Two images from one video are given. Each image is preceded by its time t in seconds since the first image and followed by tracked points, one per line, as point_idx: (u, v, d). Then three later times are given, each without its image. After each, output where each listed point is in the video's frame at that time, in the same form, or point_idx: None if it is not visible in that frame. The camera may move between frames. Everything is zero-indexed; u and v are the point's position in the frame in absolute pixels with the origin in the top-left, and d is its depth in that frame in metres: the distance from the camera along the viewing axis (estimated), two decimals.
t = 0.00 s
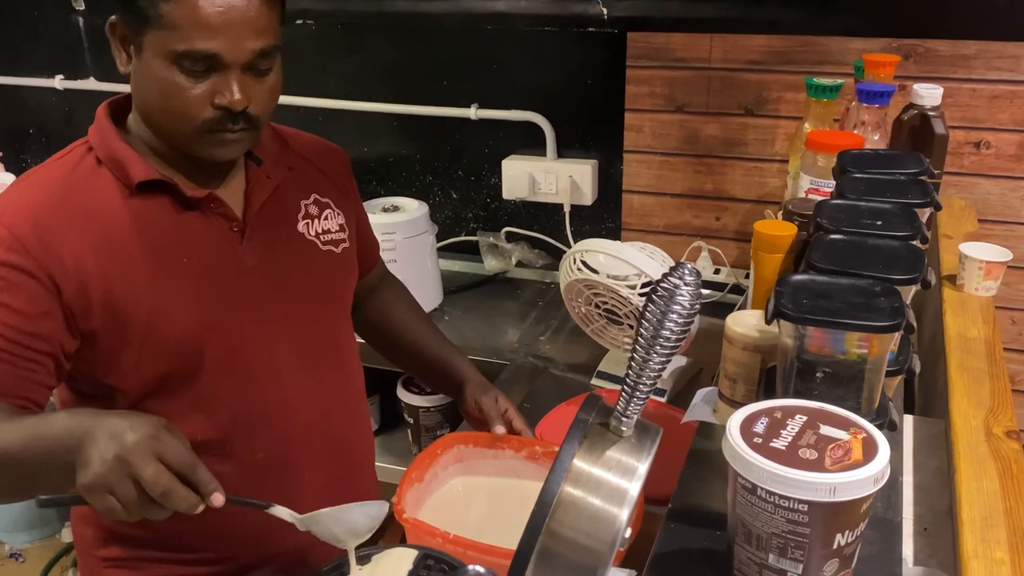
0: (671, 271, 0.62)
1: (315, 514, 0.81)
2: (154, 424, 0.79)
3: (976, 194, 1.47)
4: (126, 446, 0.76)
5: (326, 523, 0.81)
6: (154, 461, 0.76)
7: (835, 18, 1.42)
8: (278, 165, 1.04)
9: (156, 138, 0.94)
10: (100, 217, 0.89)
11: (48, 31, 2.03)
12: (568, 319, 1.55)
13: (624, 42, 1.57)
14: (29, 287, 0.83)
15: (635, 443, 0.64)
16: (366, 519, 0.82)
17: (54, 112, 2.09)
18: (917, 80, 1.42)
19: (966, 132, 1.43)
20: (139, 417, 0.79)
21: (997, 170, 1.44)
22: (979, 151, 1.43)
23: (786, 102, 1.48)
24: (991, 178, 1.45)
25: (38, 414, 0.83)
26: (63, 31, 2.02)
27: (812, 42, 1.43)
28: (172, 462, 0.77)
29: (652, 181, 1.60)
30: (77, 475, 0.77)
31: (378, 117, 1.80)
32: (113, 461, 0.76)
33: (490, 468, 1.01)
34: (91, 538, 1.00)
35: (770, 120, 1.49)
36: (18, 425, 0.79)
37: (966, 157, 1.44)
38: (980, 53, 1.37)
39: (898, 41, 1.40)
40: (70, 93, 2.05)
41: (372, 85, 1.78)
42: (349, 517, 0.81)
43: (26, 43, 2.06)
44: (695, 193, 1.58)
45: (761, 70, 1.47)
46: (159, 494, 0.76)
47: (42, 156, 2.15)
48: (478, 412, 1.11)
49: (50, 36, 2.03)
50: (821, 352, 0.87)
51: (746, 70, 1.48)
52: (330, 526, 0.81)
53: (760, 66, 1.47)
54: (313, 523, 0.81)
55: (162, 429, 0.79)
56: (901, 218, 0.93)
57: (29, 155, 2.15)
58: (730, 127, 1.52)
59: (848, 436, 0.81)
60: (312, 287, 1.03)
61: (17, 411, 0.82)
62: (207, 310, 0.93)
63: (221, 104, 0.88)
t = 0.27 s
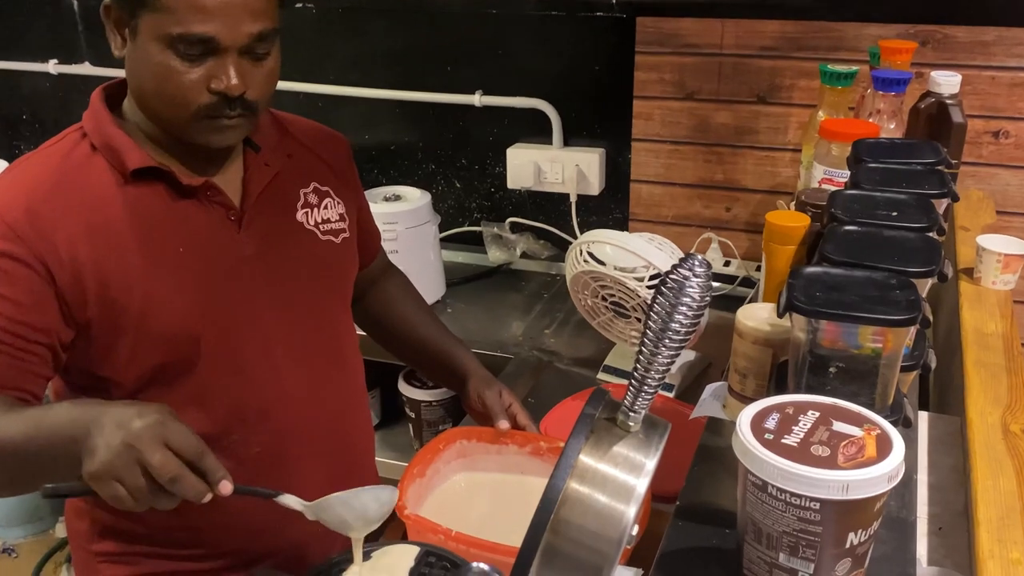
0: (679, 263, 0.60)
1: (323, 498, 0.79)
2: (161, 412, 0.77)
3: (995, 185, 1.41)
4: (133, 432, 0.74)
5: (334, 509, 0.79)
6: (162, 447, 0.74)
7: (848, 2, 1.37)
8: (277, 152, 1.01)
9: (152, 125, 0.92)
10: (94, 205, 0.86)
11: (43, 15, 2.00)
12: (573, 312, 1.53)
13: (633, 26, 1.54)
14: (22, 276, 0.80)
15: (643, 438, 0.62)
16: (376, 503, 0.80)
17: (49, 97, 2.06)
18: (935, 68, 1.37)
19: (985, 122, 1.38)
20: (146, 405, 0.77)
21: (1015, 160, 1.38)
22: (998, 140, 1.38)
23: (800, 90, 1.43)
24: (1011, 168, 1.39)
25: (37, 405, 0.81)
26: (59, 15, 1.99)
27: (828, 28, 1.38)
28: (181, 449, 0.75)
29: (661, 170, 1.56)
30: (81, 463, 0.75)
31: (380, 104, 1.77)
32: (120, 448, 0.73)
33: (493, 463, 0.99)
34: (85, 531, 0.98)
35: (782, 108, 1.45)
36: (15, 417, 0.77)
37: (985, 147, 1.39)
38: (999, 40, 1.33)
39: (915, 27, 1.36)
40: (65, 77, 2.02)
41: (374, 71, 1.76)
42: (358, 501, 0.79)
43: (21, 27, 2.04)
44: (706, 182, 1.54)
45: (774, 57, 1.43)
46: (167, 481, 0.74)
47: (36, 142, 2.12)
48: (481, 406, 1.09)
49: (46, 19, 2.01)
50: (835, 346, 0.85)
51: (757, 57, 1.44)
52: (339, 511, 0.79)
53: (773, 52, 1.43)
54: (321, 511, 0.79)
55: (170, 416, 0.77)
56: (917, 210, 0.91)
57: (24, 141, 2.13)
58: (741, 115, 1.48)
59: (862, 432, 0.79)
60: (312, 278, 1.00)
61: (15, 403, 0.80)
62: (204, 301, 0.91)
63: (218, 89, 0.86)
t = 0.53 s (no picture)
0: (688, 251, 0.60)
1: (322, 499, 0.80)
2: (162, 406, 0.75)
3: (1008, 176, 1.39)
4: (131, 425, 0.73)
5: (331, 509, 0.79)
6: (159, 441, 0.72)
7: None
8: (278, 138, 1.00)
9: (151, 111, 0.90)
10: (93, 191, 0.85)
11: None
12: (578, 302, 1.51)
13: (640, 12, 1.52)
14: (20, 263, 0.79)
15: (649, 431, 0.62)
16: (374, 505, 0.80)
17: (47, 83, 2.05)
18: (946, 56, 1.36)
19: (999, 111, 1.36)
20: (146, 398, 0.75)
21: None
22: (1011, 129, 1.36)
23: (810, 77, 1.41)
24: None
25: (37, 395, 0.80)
26: None
27: (838, 15, 1.36)
28: (178, 444, 0.73)
29: (668, 159, 1.53)
30: (79, 455, 0.74)
31: (382, 90, 1.75)
32: (117, 440, 0.72)
33: (497, 456, 0.98)
34: (83, 522, 0.97)
35: (792, 96, 1.43)
36: (14, 409, 0.76)
37: (997, 137, 1.37)
38: (1014, 27, 1.31)
39: (928, 15, 1.33)
40: (64, 62, 2.01)
41: (377, 57, 1.74)
42: (356, 501, 0.79)
43: (20, 11, 2.02)
44: (714, 172, 1.52)
45: (783, 44, 1.41)
46: (163, 476, 0.72)
47: (33, 128, 2.11)
48: (485, 397, 1.08)
49: (44, 3, 1.99)
50: (844, 338, 0.83)
51: (766, 44, 1.42)
52: (336, 511, 0.79)
53: (782, 39, 1.41)
54: (318, 511, 0.79)
55: (170, 410, 0.75)
56: (929, 201, 0.89)
57: (21, 127, 2.11)
58: (751, 102, 1.46)
59: (871, 425, 0.77)
60: (314, 266, 0.99)
61: (13, 393, 0.79)
62: (205, 290, 0.89)
63: (219, 74, 0.85)
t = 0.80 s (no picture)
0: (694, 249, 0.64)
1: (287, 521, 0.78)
2: (130, 407, 0.73)
3: None
4: (93, 423, 0.71)
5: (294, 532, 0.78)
6: (118, 442, 0.70)
7: None
8: (278, 122, 0.98)
9: (148, 93, 0.88)
10: (88, 175, 0.83)
11: None
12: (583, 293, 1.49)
13: None
14: (11, 248, 0.77)
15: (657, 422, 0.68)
16: (338, 535, 0.78)
17: (42, 66, 2.03)
18: (963, 42, 1.28)
19: (1014, 98, 1.28)
20: (116, 399, 0.74)
21: None
22: None
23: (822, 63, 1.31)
24: None
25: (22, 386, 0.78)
26: None
27: None
28: (139, 448, 0.71)
29: (676, 146, 1.44)
30: (39, 449, 0.72)
31: (383, 74, 1.73)
32: (78, 437, 0.70)
33: (500, 448, 0.96)
34: (78, 513, 0.96)
35: (804, 82, 1.34)
36: None
37: (1015, 125, 1.29)
38: None
39: None
40: (59, 44, 1.99)
41: (378, 40, 1.71)
42: (320, 528, 0.78)
43: None
44: (724, 158, 1.42)
45: (795, 28, 1.32)
46: (118, 477, 0.69)
47: (28, 111, 2.09)
48: (488, 388, 1.06)
49: None
50: (855, 329, 0.82)
51: (778, 28, 1.32)
52: (297, 534, 0.78)
53: (794, 23, 1.31)
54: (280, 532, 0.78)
55: (136, 413, 0.73)
56: (943, 189, 0.88)
57: (15, 110, 2.09)
58: (761, 88, 1.36)
59: (883, 418, 0.75)
60: (314, 253, 0.97)
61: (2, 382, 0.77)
62: (201, 277, 0.87)
63: (217, 56, 0.83)
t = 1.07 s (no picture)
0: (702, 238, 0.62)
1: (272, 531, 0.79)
2: (111, 405, 0.72)
3: None
4: (72, 421, 0.70)
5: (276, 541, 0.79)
6: (95, 441, 0.69)
7: None
8: (275, 103, 0.95)
9: (141, 72, 0.86)
10: (80, 157, 0.81)
11: None
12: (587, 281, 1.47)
13: None
14: None
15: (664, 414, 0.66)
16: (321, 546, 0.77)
17: (34, 46, 2.00)
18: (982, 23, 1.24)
19: None
20: (99, 398, 0.73)
21: None
22: None
23: (837, 43, 1.26)
24: None
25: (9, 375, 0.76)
26: None
27: None
28: (117, 447, 0.69)
29: (686, 130, 1.38)
30: (18, 447, 0.71)
31: (384, 54, 1.68)
32: (56, 433, 0.69)
33: (503, 440, 0.93)
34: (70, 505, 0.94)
35: (816, 64, 1.28)
36: None
37: None
38: None
39: None
40: (51, 23, 1.95)
41: (378, 20, 1.67)
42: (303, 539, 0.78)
43: None
44: (734, 143, 1.36)
45: (809, 9, 1.25)
46: (93, 478, 0.68)
47: (19, 92, 2.06)
48: (490, 378, 1.04)
49: None
50: (869, 319, 0.79)
51: (790, 9, 1.26)
52: (277, 542, 0.79)
53: (808, 3, 1.25)
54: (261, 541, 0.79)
55: (118, 412, 0.71)
56: (961, 174, 0.85)
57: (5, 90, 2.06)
58: (772, 71, 1.30)
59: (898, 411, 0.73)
60: (312, 238, 0.95)
61: None
62: (197, 261, 0.85)
63: (214, 33, 0.80)
